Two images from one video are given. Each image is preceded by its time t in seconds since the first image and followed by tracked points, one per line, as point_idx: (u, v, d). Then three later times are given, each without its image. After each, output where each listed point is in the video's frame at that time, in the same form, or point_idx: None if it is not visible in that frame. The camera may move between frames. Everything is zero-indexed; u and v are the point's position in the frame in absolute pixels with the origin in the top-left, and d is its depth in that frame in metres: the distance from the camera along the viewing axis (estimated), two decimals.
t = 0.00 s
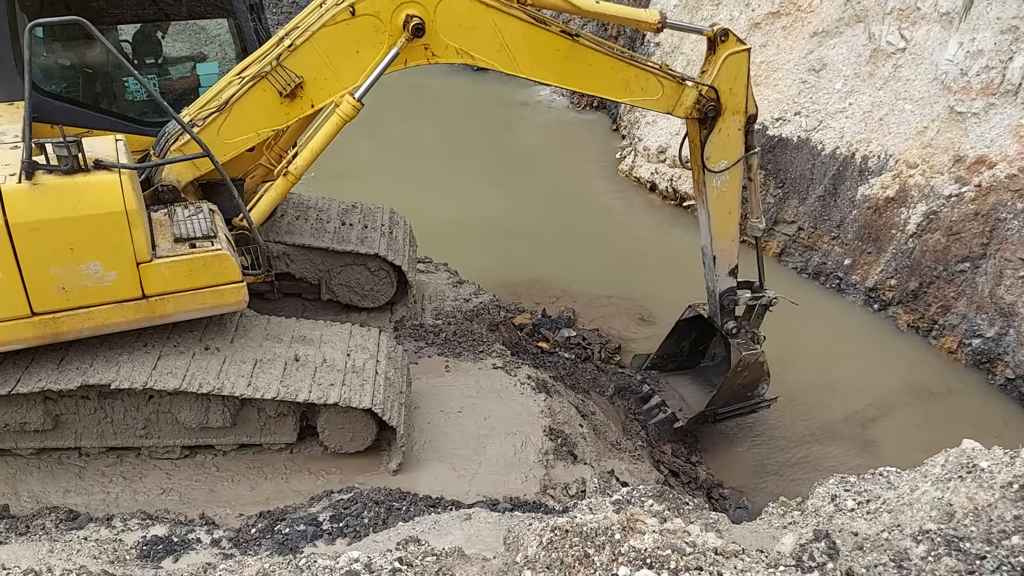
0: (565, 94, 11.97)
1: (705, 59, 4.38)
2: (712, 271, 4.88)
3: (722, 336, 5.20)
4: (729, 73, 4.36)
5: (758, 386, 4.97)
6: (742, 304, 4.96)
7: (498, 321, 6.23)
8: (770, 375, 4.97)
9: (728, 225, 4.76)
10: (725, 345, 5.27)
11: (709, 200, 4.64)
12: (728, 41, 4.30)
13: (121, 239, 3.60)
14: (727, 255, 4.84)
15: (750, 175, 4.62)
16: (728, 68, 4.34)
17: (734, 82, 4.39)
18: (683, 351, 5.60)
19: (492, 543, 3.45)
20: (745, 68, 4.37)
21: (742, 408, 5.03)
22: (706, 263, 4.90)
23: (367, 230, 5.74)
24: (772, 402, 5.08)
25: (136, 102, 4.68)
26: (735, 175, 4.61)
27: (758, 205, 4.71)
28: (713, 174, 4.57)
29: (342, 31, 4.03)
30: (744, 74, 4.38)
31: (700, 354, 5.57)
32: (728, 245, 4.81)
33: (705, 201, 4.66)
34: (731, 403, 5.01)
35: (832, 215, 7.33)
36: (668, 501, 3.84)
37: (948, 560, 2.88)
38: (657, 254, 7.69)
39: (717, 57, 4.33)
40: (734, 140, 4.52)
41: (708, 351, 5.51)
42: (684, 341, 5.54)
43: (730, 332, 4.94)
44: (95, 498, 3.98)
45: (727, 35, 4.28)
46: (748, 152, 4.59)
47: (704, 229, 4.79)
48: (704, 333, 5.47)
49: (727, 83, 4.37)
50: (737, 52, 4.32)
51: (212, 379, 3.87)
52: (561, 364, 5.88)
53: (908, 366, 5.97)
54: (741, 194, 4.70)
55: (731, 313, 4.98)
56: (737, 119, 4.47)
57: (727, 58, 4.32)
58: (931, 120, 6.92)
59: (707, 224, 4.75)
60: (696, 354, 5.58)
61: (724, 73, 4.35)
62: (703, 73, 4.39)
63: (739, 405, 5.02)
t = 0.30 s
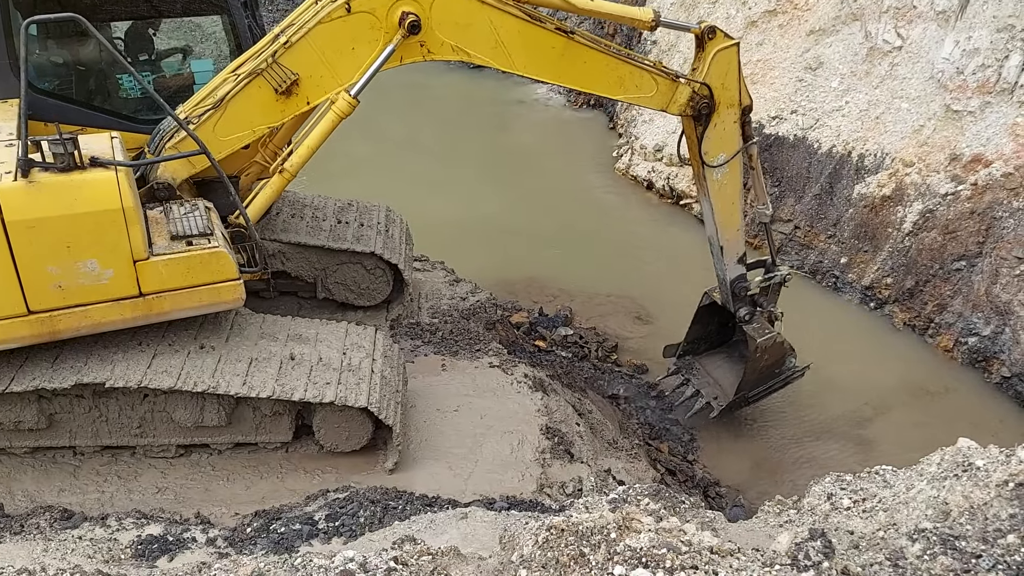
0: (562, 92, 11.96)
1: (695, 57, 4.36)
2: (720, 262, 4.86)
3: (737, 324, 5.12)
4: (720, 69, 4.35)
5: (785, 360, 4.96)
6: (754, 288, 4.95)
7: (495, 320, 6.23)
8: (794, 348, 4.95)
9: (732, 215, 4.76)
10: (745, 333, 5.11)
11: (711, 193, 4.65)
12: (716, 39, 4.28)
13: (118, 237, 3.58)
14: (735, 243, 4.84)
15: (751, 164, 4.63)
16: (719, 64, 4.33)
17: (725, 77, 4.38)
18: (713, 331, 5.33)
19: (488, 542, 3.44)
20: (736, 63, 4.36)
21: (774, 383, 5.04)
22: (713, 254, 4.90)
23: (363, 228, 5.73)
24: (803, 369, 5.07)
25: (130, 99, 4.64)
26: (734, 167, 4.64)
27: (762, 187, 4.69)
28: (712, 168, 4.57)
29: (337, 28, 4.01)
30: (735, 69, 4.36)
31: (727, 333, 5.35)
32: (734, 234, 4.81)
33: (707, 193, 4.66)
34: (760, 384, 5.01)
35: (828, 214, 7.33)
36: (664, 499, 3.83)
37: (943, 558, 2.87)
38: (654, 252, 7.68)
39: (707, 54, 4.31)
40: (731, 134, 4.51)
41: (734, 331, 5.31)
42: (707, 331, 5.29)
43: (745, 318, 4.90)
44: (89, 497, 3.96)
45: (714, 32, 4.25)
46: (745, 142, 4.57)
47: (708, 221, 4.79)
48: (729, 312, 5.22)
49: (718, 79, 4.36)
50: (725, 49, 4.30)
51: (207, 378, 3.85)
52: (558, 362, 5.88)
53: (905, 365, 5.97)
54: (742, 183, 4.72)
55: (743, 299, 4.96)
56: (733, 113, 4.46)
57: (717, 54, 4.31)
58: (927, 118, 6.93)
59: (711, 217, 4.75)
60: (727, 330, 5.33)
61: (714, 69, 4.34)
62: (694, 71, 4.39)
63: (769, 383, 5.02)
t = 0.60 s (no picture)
0: (561, 91, 11.95)
1: (692, 52, 4.36)
2: (715, 259, 4.88)
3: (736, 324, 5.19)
4: (718, 64, 4.36)
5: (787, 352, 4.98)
6: (750, 284, 4.95)
7: (495, 318, 6.23)
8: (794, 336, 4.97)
9: (728, 212, 4.77)
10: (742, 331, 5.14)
11: (708, 190, 4.64)
12: (715, 33, 4.28)
13: (119, 236, 3.58)
14: (730, 240, 4.86)
15: (747, 161, 4.65)
16: (716, 59, 4.34)
17: (723, 73, 4.39)
18: (719, 325, 5.35)
19: (488, 541, 3.44)
20: (733, 59, 4.37)
21: (782, 375, 5.06)
22: (709, 251, 4.90)
23: (363, 227, 5.73)
24: (807, 356, 5.08)
25: (128, 97, 4.63)
26: (731, 163, 4.63)
27: (758, 185, 4.73)
28: (709, 165, 4.57)
29: (336, 26, 4.01)
30: (733, 64, 4.38)
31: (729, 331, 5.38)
32: (730, 231, 4.83)
33: (703, 191, 4.65)
34: (767, 377, 5.04)
35: (828, 213, 7.33)
36: (664, 499, 3.84)
37: (943, 558, 2.88)
38: (655, 252, 7.68)
39: (705, 49, 4.31)
40: (727, 130, 4.53)
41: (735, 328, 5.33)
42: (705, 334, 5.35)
43: (740, 318, 4.95)
44: (89, 496, 3.96)
45: (712, 28, 4.25)
46: (742, 139, 4.61)
47: (704, 217, 4.79)
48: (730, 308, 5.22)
49: (716, 74, 4.37)
50: (724, 44, 4.31)
51: (206, 378, 3.85)
52: (557, 362, 5.88)
53: (904, 364, 5.97)
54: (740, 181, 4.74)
55: (737, 297, 4.99)
56: (730, 109, 4.48)
57: (714, 50, 4.32)
58: (927, 118, 6.93)
59: (707, 215, 4.75)
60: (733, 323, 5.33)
61: (712, 65, 4.35)
62: (692, 66, 4.39)
63: (775, 375, 5.05)
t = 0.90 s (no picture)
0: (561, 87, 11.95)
1: (695, 75, 4.36)
2: (704, 284, 4.88)
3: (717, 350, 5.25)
4: (719, 89, 4.35)
5: (762, 391, 5.07)
6: (735, 315, 4.96)
7: (495, 315, 6.23)
8: (770, 378, 5.04)
9: (719, 238, 4.76)
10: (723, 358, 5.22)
11: (701, 214, 4.66)
12: (718, 58, 4.27)
13: (119, 231, 3.58)
14: (719, 269, 4.85)
15: (741, 189, 4.62)
16: (718, 84, 4.33)
17: (724, 97, 4.38)
18: (690, 358, 5.53)
19: (488, 536, 3.45)
20: (736, 84, 4.35)
21: (751, 414, 5.14)
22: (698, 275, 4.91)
23: (363, 223, 5.73)
24: (778, 400, 5.18)
25: (129, 93, 4.65)
26: (725, 190, 4.62)
27: (750, 216, 4.69)
28: (704, 189, 4.57)
29: (343, 31, 4.01)
30: (733, 90, 4.37)
31: (706, 360, 5.54)
32: (720, 258, 4.81)
33: (697, 214, 4.67)
34: (738, 413, 5.12)
35: (828, 210, 7.33)
36: (664, 494, 3.85)
37: (944, 553, 2.88)
38: (655, 248, 7.68)
39: (707, 73, 4.31)
40: (724, 156, 4.51)
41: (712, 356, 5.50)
42: (689, 351, 5.47)
43: (724, 346, 4.98)
44: (89, 491, 3.96)
45: (716, 52, 4.25)
46: (739, 166, 4.58)
47: (695, 243, 4.80)
48: (707, 341, 5.38)
49: (716, 99, 4.36)
50: (727, 69, 4.29)
51: (207, 372, 3.85)
52: (557, 357, 5.89)
53: (904, 361, 5.98)
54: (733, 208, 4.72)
55: (724, 326, 4.99)
56: (728, 135, 4.47)
57: (717, 74, 4.31)
58: (927, 114, 6.93)
59: (698, 239, 4.76)
60: (703, 359, 5.52)
61: (714, 89, 4.34)
62: (694, 88, 4.39)
63: (745, 412, 5.13)
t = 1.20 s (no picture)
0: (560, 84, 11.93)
1: (702, 75, 4.37)
2: (704, 285, 4.89)
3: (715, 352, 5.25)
4: (726, 90, 4.34)
5: (755, 398, 5.06)
6: (735, 319, 4.96)
7: (493, 312, 6.22)
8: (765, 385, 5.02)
9: (722, 239, 4.75)
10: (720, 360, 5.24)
11: (704, 215, 4.64)
12: (726, 57, 4.28)
13: (113, 229, 3.57)
14: (720, 271, 4.85)
15: (744, 191, 4.60)
16: (724, 85, 4.32)
17: (730, 98, 4.36)
18: (685, 360, 5.54)
19: (487, 534, 3.45)
20: (743, 85, 4.35)
21: (742, 418, 5.12)
22: (699, 277, 4.91)
23: (362, 220, 5.72)
24: (771, 410, 5.17)
25: (128, 90, 4.64)
26: (729, 191, 4.61)
27: (753, 219, 4.66)
28: (707, 189, 4.56)
29: (342, 29, 4.00)
30: (740, 91, 4.35)
31: (701, 364, 5.55)
32: (722, 260, 4.80)
33: (699, 215, 4.66)
34: (729, 417, 5.10)
35: (827, 207, 7.33)
36: (663, 491, 3.85)
37: (942, 551, 2.88)
38: (654, 246, 7.67)
39: (714, 73, 4.31)
40: (729, 157, 4.50)
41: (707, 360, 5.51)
42: (685, 353, 5.48)
43: (722, 347, 4.97)
44: (88, 489, 3.96)
45: (724, 52, 4.27)
46: (743, 168, 4.56)
47: (697, 243, 4.79)
48: (703, 344, 5.40)
49: (723, 99, 4.35)
50: (734, 70, 4.29)
51: (205, 370, 3.84)
52: (556, 355, 5.89)
53: (903, 358, 5.98)
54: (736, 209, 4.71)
55: (722, 328, 4.99)
56: (733, 136, 4.45)
57: (723, 74, 4.30)
58: (927, 111, 6.92)
59: (700, 240, 4.76)
60: (698, 363, 5.55)
61: (720, 89, 4.33)
62: (700, 88, 4.37)
63: (737, 417, 5.11)
